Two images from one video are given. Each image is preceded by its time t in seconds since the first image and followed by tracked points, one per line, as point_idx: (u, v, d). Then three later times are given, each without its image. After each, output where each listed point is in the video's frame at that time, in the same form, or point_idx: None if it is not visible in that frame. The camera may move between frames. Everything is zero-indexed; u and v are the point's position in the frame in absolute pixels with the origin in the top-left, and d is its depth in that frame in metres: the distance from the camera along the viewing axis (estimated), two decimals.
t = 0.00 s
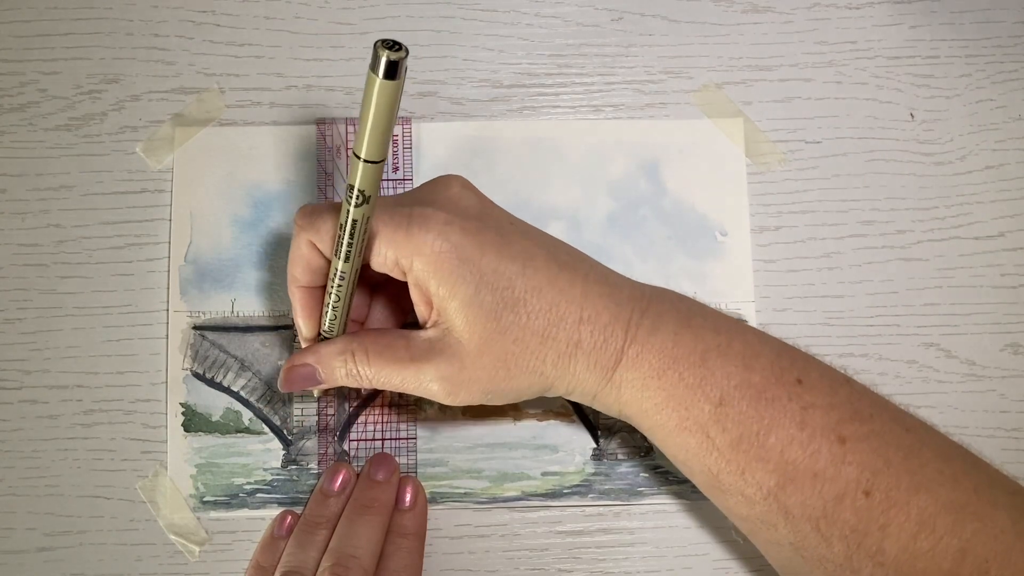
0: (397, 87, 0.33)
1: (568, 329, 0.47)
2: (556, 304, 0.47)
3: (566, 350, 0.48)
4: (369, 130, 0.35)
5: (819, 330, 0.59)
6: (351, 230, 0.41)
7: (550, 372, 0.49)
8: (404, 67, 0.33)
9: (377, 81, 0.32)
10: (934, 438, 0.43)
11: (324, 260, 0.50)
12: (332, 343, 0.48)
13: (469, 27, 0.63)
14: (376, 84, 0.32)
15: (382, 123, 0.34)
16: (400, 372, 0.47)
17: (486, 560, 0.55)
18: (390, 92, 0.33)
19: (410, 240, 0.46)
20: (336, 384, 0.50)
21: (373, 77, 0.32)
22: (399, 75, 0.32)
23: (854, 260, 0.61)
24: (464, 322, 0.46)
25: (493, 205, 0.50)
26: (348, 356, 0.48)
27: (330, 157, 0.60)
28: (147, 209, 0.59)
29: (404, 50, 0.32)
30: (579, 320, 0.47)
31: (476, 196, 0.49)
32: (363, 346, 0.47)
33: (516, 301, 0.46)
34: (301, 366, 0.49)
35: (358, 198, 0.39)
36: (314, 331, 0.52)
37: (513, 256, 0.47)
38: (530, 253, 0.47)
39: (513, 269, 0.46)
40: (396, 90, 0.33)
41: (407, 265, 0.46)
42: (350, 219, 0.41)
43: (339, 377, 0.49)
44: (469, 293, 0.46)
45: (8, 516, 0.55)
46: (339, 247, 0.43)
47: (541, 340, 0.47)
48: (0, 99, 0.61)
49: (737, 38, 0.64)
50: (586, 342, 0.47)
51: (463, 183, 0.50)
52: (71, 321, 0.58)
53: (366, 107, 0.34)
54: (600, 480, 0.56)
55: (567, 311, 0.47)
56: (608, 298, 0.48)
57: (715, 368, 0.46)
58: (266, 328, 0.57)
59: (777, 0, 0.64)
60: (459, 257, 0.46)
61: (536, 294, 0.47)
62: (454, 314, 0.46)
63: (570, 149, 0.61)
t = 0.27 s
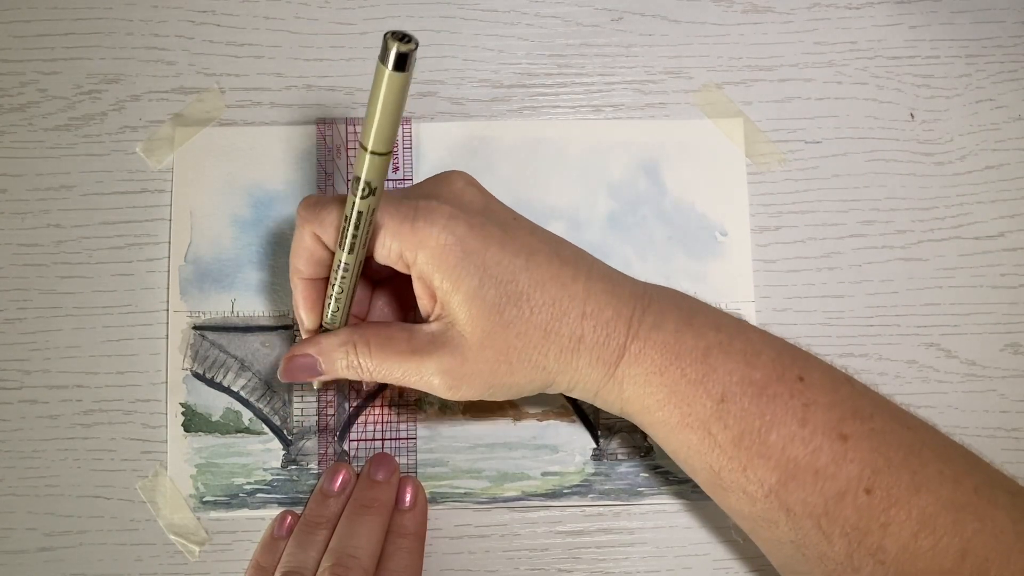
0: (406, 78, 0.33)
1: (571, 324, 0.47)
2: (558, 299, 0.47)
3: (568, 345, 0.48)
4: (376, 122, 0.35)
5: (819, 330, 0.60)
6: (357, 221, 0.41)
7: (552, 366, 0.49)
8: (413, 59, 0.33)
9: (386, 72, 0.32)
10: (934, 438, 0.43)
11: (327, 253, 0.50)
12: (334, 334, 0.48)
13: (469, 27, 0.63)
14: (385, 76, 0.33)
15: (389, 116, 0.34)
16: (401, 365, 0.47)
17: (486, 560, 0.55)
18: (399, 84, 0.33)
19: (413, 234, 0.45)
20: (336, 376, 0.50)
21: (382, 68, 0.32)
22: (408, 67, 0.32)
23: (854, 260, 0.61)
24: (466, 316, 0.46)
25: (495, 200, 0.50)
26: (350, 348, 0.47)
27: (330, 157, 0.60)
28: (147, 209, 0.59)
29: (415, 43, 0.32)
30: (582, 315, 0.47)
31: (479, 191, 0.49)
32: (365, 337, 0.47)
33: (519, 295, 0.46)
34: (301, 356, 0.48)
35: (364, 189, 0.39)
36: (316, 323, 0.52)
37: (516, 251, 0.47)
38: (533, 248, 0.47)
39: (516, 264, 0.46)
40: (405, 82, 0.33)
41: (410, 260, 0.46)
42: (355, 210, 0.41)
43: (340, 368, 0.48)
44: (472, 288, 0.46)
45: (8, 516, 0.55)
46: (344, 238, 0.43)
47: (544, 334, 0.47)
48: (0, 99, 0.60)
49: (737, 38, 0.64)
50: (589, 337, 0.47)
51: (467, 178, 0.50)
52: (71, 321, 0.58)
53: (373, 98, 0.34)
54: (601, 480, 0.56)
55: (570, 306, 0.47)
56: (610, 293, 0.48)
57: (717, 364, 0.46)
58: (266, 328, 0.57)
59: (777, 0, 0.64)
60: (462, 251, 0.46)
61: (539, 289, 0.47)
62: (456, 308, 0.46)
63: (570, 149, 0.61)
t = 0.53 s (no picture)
0: (400, 85, 0.33)
1: (568, 326, 0.47)
2: (556, 302, 0.47)
3: (565, 347, 0.48)
4: (371, 127, 0.34)
5: (819, 330, 0.59)
6: (354, 223, 0.41)
7: (549, 368, 0.49)
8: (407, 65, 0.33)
9: (380, 79, 0.32)
10: (933, 440, 0.43)
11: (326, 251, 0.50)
12: (332, 331, 0.48)
13: (469, 27, 0.63)
14: (379, 82, 0.32)
15: (383, 121, 0.34)
16: (399, 365, 0.47)
17: (486, 560, 0.55)
18: (394, 92, 0.33)
19: (411, 235, 0.45)
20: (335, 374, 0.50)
21: (376, 74, 0.32)
22: (402, 73, 0.32)
23: (854, 260, 0.61)
24: (464, 318, 0.46)
25: (495, 202, 0.50)
26: (348, 346, 0.47)
27: (330, 157, 0.60)
28: (147, 209, 0.59)
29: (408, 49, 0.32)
30: (579, 318, 0.47)
31: (479, 192, 0.49)
32: (364, 336, 0.47)
33: (516, 298, 0.46)
34: (300, 352, 0.49)
35: (360, 191, 0.39)
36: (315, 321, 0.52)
37: (514, 253, 0.47)
38: (531, 250, 0.47)
39: (514, 266, 0.46)
40: (399, 88, 0.33)
41: (409, 262, 0.46)
42: (353, 212, 0.41)
43: (339, 367, 0.49)
44: (470, 290, 0.46)
45: (8, 516, 0.55)
46: (341, 239, 0.43)
47: (541, 337, 0.47)
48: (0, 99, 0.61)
49: (737, 38, 0.64)
50: (586, 340, 0.47)
51: (466, 179, 0.50)
52: (72, 321, 0.58)
53: (368, 104, 0.33)
54: (600, 480, 0.56)
55: (567, 308, 0.47)
56: (608, 296, 0.48)
57: (715, 367, 0.46)
58: (266, 328, 0.57)
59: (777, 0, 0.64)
60: (460, 253, 0.46)
61: (537, 291, 0.47)
62: (453, 310, 0.46)
63: (570, 149, 0.61)
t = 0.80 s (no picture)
0: (412, 70, 0.33)
1: (570, 320, 0.47)
2: (558, 295, 0.47)
3: (567, 340, 0.48)
4: (382, 112, 0.35)
5: (819, 330, 0.59)
6: (360, 208, 0.41)
7: (550, 362, 0.49)
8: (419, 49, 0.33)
9: (392, 63, 0.32)
10: (934, 439, 0.43)
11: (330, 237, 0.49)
12: (335, 316, 0.48)
13: (469, 27, 0.63)
14: (391, 66, 0.33)
15: (394, 106, 0.34)
16: (400, 354, 0.47)
17: (486, 560, 0.55)
18: (406, 76, 0.33)
19: (415, 227, 0.45)
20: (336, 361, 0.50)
21: (388, 58, 0.32)
22: (415, 57, 0.32)
23: (854, 260, 0.61)
24: (465, 311, 0.46)
25: (498, 197, 0.50)
26: (350, 333, 0.47)
27: (330, 157, 0.60)
28: (147, 209, 0.59)
29: (422, 33, 0.32)
30: (581, 312, 0.47)
31: (483, 186, 0.49)
32: (366, 322, 0.47)
33: (518, 293, 0.46)
34: (301, 336, 0.48)
35: (368, 176, 0.39)
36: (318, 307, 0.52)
37: (517, 246, 0.47)
38: (534, 244, 0.47)
39: (516, 260, 0.46)
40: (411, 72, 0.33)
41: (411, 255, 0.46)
42: (359, 197, 0.41)
43: (340, 353, 0.48)
44: (472, 283, 0.46)
45: (8, 516, 0.55)
46: (347, 223, 0.43)
47: (542, 330, 0.47)
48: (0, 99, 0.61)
49: (737, 38, 0.64)
50: (588, 334, 0.47)
51: (470, 173, 0.50)
52: (72, 321, 0.58)
53: (379, 88, 0.34)
54: (600, 480, 0.56)
55: (569, 304, 0.47)
56: (610, 290, 0.48)
57: (716, 364, 0.46)
58: (266, 328, 0.57)
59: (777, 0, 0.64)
60: (463, 246, 0.45)
61: (539, 285, 0.46)
62: (456, 303, 0.46)
63: (570, 149, 0.61)
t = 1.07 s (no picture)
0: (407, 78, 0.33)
1: (569, 323, 0.47)
2: (557, 299, 0.47)
3: (566, 343, 0.48)
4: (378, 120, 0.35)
5: (819, 330, 0.59)
6: (357, 214, 0.41)
7: (549, 365, 0.49)
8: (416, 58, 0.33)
9: (388, 72, 0.32)
10: (933, 441, 0.43)
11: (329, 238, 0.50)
12: (334, 319, 0.48)
13: (469, 27, 0.63)
14: (387, 74, 0.32)
15: (388, 115, 0.34)
16: (398, 357, 0.47)
17: (486, 560, 0.55)
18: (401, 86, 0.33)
19: (414, 230, 0.46)
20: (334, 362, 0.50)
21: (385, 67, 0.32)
22: (410, 66, 0.32)
23: (854, 260, 0.61)
24: (464, 313, 0.46)
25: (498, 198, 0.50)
26: (348, 335, 0.47)
27: (330, 157, 0.60)
28: (147, 209, 0.59)
29: (417, 42, 0.31)
30: (580, 315, 0.47)
31: (483, 188, 0.49)
32: (365, 326, 0.47)
33: (517, 296, 0.46)
34: (301, 339, 0.49)
35: (364, 183, 0.39)
36: (318, 308, 0.52)
37: (515, 249, 0.47)
38: (533, 247, 0.47)
39: (515, 263, 0.46)
40: (405, 81, 0.33)
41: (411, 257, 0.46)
42: (356, 203, 0.41)
43: (338, 356, 0.48)
44: (471, 285, 0.46)
45: (9, 516, 0.55)
46: (344, 229, 0.43)
47: (541, 333, 0.47)
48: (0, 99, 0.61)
49: (737, 38, 0.64)
50: (587, 337, 0.47)
51: (470, 176, 0.50)
52: (72, 321, 0.58)
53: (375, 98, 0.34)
54: (600, 480, 0.56)
55: (568, 306, 0.47)
56: (609, 293, 0.48)
57: (716, 367, 0.46)
58: (266, 328, 0.57)
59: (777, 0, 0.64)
60: (462, 249, 0.46)
61: (538, 288, 0.46)
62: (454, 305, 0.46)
63: (570, 149, 0.61)
